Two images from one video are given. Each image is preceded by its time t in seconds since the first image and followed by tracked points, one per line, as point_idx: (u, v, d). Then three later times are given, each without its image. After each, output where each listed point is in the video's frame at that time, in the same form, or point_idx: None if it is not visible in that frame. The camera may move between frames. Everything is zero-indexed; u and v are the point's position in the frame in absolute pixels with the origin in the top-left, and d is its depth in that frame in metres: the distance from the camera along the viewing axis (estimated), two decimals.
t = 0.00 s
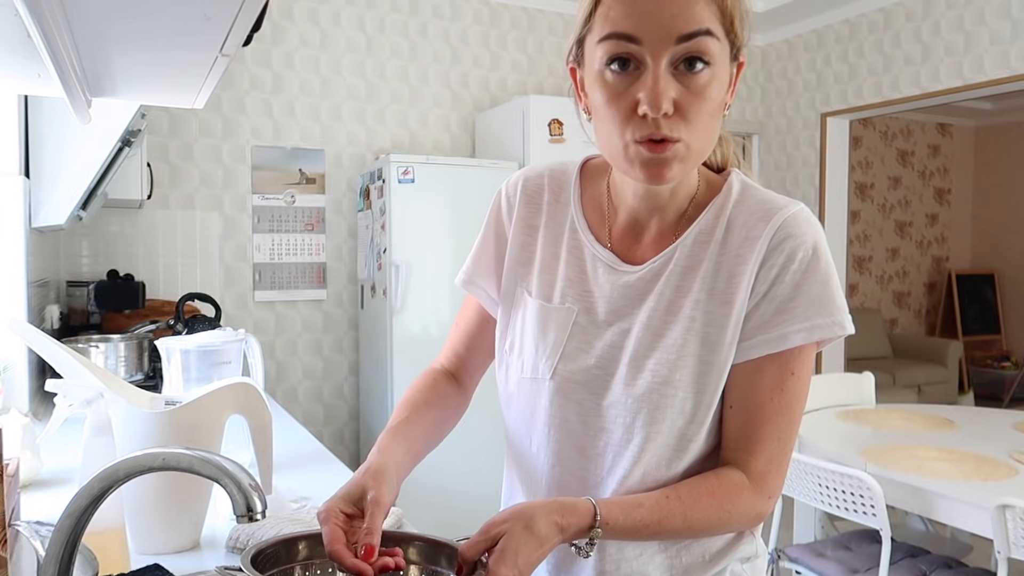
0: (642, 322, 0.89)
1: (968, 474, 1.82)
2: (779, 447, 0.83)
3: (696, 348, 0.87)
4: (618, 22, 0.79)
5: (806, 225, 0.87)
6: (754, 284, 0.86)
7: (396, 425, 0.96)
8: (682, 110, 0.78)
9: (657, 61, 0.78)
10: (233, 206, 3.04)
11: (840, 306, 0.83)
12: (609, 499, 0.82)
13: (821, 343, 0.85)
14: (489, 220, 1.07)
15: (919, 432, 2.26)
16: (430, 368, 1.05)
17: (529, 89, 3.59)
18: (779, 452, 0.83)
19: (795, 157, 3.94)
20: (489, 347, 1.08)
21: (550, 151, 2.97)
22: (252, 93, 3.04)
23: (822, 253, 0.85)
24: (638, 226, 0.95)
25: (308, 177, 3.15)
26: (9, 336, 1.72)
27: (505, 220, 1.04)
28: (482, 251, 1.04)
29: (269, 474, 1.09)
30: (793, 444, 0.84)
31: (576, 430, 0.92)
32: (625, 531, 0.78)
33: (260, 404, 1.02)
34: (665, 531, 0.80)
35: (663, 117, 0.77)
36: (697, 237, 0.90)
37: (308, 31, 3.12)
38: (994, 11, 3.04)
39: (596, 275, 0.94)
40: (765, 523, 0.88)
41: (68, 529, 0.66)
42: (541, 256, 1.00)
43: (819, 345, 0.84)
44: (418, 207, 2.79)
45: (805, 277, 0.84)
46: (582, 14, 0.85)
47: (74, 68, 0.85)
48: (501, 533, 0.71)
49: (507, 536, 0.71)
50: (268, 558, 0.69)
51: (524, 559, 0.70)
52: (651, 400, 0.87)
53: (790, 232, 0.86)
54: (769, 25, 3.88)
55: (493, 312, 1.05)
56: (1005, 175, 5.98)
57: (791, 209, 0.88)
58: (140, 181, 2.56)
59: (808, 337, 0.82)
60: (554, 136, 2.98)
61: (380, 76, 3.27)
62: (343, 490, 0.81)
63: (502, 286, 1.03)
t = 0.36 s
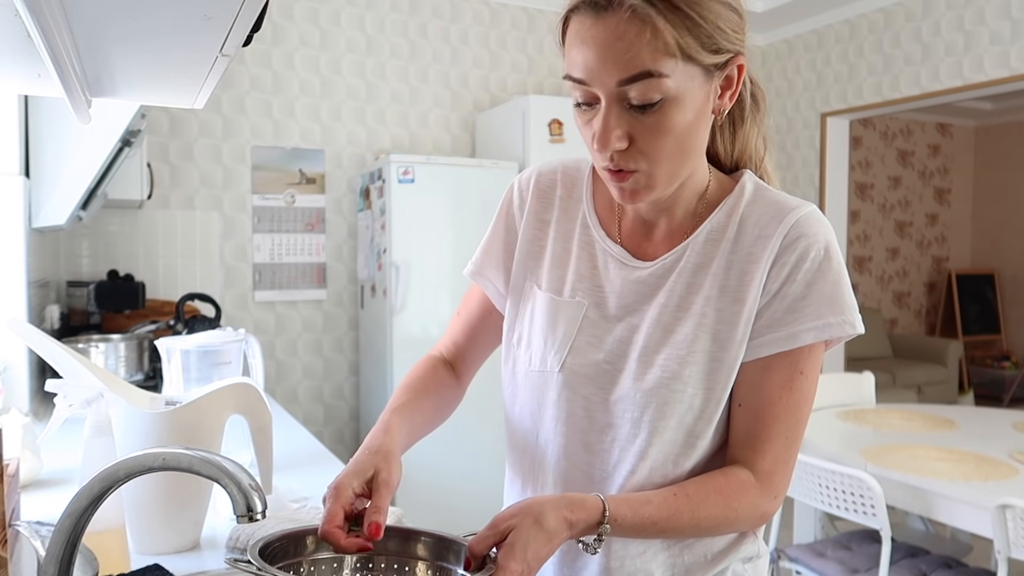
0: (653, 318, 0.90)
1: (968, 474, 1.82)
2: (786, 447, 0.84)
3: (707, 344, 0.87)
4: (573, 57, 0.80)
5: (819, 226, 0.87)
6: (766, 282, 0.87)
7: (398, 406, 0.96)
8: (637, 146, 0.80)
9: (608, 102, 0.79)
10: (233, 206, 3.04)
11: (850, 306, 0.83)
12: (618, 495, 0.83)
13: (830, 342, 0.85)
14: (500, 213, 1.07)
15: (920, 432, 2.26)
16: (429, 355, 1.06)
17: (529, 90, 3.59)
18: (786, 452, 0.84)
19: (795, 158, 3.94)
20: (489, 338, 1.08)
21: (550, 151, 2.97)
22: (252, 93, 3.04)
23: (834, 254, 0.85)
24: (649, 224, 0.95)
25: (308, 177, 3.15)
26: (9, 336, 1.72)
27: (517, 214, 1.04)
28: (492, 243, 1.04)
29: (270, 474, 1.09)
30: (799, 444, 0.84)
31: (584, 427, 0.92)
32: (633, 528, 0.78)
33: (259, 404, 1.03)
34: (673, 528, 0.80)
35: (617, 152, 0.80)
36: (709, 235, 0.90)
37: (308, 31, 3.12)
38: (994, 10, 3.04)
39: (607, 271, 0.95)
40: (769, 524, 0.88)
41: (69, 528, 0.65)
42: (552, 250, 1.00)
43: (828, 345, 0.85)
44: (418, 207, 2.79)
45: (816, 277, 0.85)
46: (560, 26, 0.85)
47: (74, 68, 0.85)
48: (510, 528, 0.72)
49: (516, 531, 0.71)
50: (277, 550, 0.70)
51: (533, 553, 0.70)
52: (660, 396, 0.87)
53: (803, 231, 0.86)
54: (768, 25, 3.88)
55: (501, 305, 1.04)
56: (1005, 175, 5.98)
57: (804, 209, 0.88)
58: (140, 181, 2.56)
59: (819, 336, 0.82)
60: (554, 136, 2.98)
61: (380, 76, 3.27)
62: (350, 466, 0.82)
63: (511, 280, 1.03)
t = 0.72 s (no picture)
0: (651, 321, 0.90)
1: (968, 474, 1.82)
2: (786, 446, 0.84)
3: (705, 346, 0.87)
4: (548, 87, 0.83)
5: (816, 228, 0.87)
6: (763, 284, 0.87)
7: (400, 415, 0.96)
8: (612, 169, 0.83)
9: (581, 129, 0.82)
10: (233, 206, 3.03)
11: (847, 308, 0.83)
12: (619, 494, 0.83)
13: (827, 344, 0.85)
14: (501, 217, 1.06)
15: (920, 432, 2.26)
16: (428, 357, 1.06)
17: (529, 90, 3.60)
18: (786, 451, 0.83)
19: (795, 158, 3.94)
20: (488, 340, 1.08)
21: (550, 151, 2.97)
22: (252, 93, 3.04)
23: (830, 256, 0.85)
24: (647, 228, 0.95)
25: (308, 177, 3.15)
26: (9, 336, 1.72)
27: (518, 218, 1.04)
28: (493, 247, 1.04)
29: (269, 475, 1.09)
30: (800, 443, 0.84)
31: (584, 429, 0.92)
32: (635, 525, 0.79)
33: (260, 405, 1.02)
34: (674, 526, 0.80)
35: (594, 173, 0.84)
36: (706, 238, 0.90)
37: (308, 31, 3.12)
38: (994, 10, 3.04)
39: (606, 275, 0.95)
40: (769, 523, 0.88)
41: (69, 528, 0.65)
42: (552, 254, 1.00)
43: (826, 346, 0.85)
44: (418, 207, 2.79)
45: (813, 279, 0.85)
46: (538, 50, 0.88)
47: (74, 68, 0.85)
48: (513, 524, 0.72)
49: (519, 527, 0.71)
50: (287, 543, 0.70)
51: (536, 549, 0.71)
52: (659, 398, 0.87)
53: (800, 233, 0.86)
54: (768, 25, 3.88)
55: (501, 308, 1.04)
56: (1005, 175, 5.98)
57: (801, 211, 0.88)
58: (140, 181, 2.56)
59: (816, 338, 0.82)
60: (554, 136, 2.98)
61: (380, 76, 3.27)
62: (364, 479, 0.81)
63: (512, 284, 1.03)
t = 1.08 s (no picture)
0: (649, 322, 0.90)
1: (968, 474, 1.82)
2: (783, 444, 0.84)
3: (702, 346, 0.87)
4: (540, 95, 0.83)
5: (810, 228, 0.87)
6: (758, 284, 0.87)
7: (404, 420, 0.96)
8: (606, 175, 0.83)
9: (573, 136, 0.82)
10: (233, 206, 3.04)
11: (841, 307, 0.83)
12: (616, 490, 0.83)
13: (822, 343, 0.85)
14: (498, 221, 1.06)
15: (919, 432, 2.26)
16: (424, 360, 1.05)
17: (529, 90, 3.60)
18: (782, 449, 0.84)
19: (795, 157, 3.94)
20: (483, 342, 1.08)
21: (549, 151, 2.97)
22: (252, 93, 3.04)
23: (824, 256, 0.86)
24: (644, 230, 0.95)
25: (308, 177, 3.15)
26: (9, 336, 1.72)
27: (514, 221, 1.04)
28: (490, 250, 1.04)
29: (270, 475, 1.09)
30: (796, 441, 0.84)
31: (581, 428, 0.92)
32: (631, 521, 0.79)
33: (259, 405, 1.02)
34: (669, 523, 0.80)
35: (588, 178, 0.84)
36: (702, 239, 0.90)
37: (308, 31, 3.12)
38: (994, 11, 3.04)
39: (603, 276, 0.95)
40: (766, 521, 0.89)
41: (69, 528, 0.65)
42: (550, 256, 1.00)
43: (821, 345, 0.85)
44: (418, 207, 2.79)
45: (807, 278, 0.85)
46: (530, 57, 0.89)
47: (74, 68, 0.85)
48: (510, 519, 0.72)
49: (516, 522, 0.71)
50: (288, 534, 0.70)
51: (532, 545, 0.71)
52: (656, 398, 0.87)
53: (794, 233, 0.86)
54: (768, 25, 3.88)
55: (499, 310, 1.04)
56: (1005, 175, 5.98)
57: (795, 212, 0.89)
58: (140, 181, 2.56)
59: (810, 337, 0.82)
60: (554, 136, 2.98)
61: (380, 76, 3.27)
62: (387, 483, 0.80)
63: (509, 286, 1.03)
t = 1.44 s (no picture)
0: (647, 321, 0.90)
1: (968, 474, 1.82)
2: (782, 444, 0.84)
3: (700, 346, 0.87)
4: (540, 91, 0.84)
5: (808, 227, 0.87)
6: (756, 283, 0.87)
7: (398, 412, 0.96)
8: (604, 172, 0.83)
9: (571, 133, 0.82)
10: (233, 206, 3.03)
11: (839, 306, 0.83)
12: (615, 488, 0.83)
13: (820, 342, 0.85)
14: (497, 221, 1.07)
15: (919, 432, 2.26)
16: (426, 356, 1.06)
17: (529, 90, 3.60)
18: (781, 448, 0.84)
19: (795, 157, 3.94)
20: (484, 340, 1.08)
21: (549, 151, 2.97)
22: (252, 93, 3.04)
23: (822, 256, 0.86)
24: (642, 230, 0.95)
25: (308, 177, 3.15)
26: (9, 336, 1.72)
27: (513, 221, 1.04)
28: (489, 251, 1.04)
29: (269, 475, 1.09)
30: (795, 440, 0.85)
31: (580, 428, 0.92)
32: (631, 520, 0.79)
33: (259, 405, 1.02)
34: (669, 522, 0.80)
35: (586, 175, 0.84)
36: (700, 238, 0.90)
37: (308, 31, 3.12)
38: (994, 10, 3.04)
39: (602, 276, 0.94)
40: (766, 520, 0.88)
41: (69, 528, 0.65)
42: (548, 257, 1.00)
43: (819, 345, 0.85)
44: (418, 207, 2.79)
45: (805, 278, 0.85)
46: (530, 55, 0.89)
47: (74, 68, 0.85)
48: (510, 517, 0.72)
49: (516, 520, 0.71)
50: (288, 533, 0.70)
51: (532, 542, 0.71)
52: (655, 397, 0.87)
53: (792, 233, 0.86)
54: (769, 25, 3.88)
55: (498, 310, 1.04)
56: (1005, 175, 5.98)
57: (793, 211, 0.88)
58: (140, 181, 2.56)
59: (808, 336, 0.82)
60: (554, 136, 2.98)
61: (380, 76, 3.27)
62: (360, 475, 0.81)
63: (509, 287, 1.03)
